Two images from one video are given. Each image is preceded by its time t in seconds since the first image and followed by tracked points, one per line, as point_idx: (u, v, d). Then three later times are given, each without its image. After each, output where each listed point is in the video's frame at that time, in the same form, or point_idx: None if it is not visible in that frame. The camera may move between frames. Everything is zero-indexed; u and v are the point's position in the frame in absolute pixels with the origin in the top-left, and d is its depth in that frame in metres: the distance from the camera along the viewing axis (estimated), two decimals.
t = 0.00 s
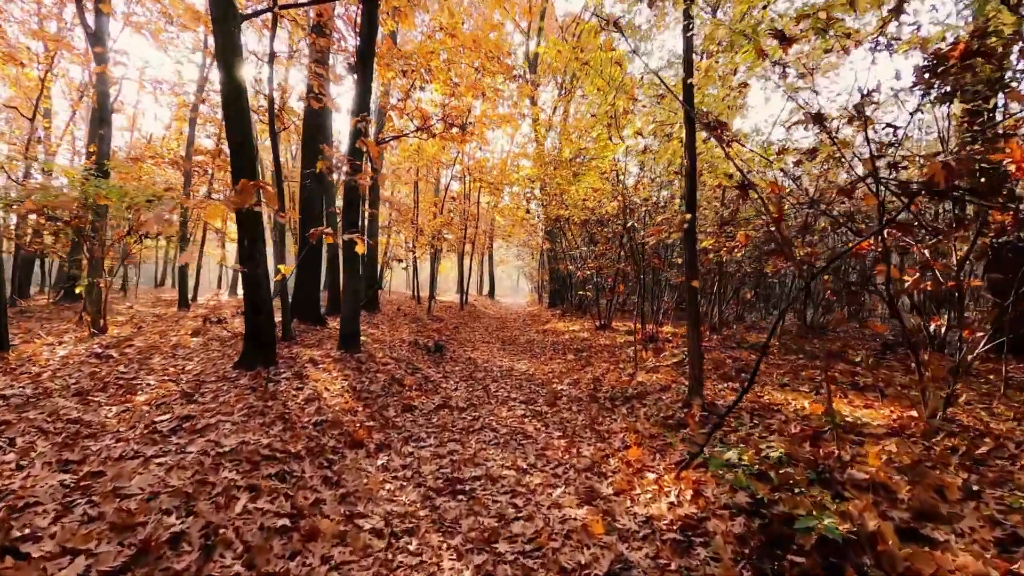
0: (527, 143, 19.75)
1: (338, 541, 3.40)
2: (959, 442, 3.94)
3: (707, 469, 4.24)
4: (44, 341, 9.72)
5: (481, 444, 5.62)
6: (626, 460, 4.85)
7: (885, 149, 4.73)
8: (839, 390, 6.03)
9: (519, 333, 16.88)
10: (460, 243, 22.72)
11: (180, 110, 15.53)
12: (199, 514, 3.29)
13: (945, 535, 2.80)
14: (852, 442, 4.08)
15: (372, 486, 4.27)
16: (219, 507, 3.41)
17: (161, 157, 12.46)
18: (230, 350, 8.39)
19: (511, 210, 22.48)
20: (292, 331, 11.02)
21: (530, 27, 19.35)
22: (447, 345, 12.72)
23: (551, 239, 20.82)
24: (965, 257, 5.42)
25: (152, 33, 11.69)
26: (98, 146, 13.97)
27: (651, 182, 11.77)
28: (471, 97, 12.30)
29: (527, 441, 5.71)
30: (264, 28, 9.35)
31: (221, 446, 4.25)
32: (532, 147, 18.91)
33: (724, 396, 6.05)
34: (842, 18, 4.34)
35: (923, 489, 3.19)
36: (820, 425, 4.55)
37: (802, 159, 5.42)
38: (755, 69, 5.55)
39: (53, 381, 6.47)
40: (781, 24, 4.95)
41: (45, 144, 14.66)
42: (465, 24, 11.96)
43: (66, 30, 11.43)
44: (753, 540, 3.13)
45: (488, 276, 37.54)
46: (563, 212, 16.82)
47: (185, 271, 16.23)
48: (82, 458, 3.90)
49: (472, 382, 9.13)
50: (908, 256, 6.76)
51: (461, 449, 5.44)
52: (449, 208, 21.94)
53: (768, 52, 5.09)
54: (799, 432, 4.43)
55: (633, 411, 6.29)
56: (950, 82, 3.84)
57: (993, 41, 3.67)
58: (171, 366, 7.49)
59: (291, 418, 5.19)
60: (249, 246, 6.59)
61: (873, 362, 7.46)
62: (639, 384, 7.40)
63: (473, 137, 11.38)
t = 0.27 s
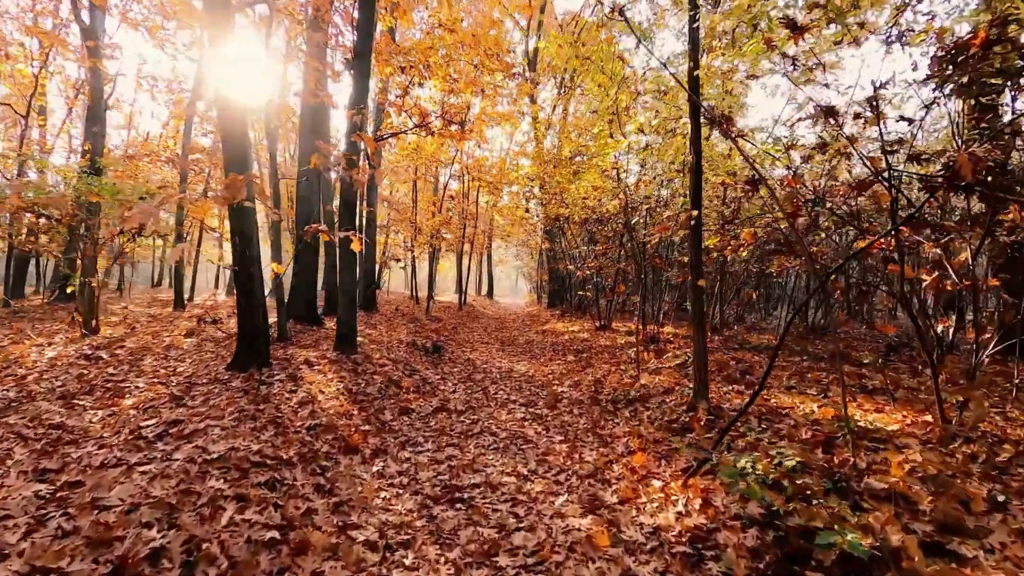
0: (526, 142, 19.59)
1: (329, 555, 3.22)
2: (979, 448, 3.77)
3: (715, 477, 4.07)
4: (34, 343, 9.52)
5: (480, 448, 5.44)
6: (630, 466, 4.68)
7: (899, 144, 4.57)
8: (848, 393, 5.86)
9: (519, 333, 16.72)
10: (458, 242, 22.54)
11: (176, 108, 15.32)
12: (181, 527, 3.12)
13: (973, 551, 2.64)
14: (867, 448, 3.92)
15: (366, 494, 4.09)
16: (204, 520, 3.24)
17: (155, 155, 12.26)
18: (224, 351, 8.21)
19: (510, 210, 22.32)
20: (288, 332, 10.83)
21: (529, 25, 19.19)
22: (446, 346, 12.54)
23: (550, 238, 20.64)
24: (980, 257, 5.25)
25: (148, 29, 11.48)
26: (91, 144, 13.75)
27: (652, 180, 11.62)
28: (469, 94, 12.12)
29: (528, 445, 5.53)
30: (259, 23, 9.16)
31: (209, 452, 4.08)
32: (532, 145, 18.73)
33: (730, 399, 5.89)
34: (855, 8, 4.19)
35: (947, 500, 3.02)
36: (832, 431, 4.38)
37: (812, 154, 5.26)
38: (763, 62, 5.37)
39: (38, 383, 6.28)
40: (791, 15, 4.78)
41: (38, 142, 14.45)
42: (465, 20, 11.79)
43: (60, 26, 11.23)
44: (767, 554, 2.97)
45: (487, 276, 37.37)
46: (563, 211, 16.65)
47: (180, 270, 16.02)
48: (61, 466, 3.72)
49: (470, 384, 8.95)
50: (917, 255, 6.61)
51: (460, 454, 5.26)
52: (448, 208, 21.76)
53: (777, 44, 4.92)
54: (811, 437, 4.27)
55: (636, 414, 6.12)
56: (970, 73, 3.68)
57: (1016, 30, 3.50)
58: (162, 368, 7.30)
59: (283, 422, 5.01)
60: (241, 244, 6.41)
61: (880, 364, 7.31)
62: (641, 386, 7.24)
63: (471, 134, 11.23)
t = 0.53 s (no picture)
0: (524, 140, 19.41)
1: (319, 570, 3.04)
2: (999, 455, 3.62)
3: (724, 484, 3.91)
4: (21, 343, 9.30)
5: (478, 453, 5.27)
6: (634, 473, 4.51)
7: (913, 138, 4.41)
8: (856, 395, 5.71)
9: (517, 333, 16.55)
10: (456, 241, 22.36)
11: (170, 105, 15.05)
12: (160, 542, 2.94)
13: (1004, 568, 2.48)
14: (882, 455, 3.76)
15: (359, 502, 3.91)
16: (185, 533, 3.06)
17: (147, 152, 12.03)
18: (215, 352, 8.01)
19: (508, 208, 22.14)
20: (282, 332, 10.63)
21: (528, 22, 19.02)
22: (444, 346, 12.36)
23: (549, 237, 20.46)
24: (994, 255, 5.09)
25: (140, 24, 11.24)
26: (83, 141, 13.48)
27: (653, 178, 11.47)
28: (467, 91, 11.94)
29: (528, 450, 5.36)
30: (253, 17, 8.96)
31: (194, 459, 3.89)
32: (530, 144, 18.56)
33: (736, 401, 5.72)
34: None
35: (972, 513, 2.86)
36: (844, 435, 4.22)
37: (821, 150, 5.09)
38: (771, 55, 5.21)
39: (22, 386, 6.08)
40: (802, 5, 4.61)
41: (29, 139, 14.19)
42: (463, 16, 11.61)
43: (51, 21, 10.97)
44: (783, 569, 2.80)
45: (485, 275, 37.17)
46: (562, 210, 16.49)
47: (173, 269, 15.80)
48: (36, 475, 3.54)
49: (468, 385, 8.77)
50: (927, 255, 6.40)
51: (457, 460, 5.08)
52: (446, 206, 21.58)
53: (786, 36, 4.76)
54: (822, 443, 4.11)
55: (639, 417, 5.95)
56: (991, 63, 3.52)
57: None
58: (151, 369, 7.10)
59: (274, 427, 4.82)
60: (233, 242, 6.22)
61: (886, 365, 7.16)
62: (643, 388, 7.07)
63: (469, 132, 11.05)
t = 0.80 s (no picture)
0: (522, 137, 19.22)
1: None
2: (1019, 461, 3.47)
3: (732, 491, 3.75)
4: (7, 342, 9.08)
5: (476, 457, 5.10)
6: (637, 478, 4.35)
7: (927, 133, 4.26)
8: (864, 396, 5.56)
9: (514, 332, 16.38)
10: (453, 239, 22.16)
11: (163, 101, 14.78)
12: (137, 558, 2.76)
13: None
14: (897, 460, 3.60)
15: (352, 511, 3.74)
16: (165, 547, 2.89)
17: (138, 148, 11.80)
18: (206, 352, 7.82)
19: (505, 206, 21.96)
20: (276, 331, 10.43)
21: (526, 18, 18.82)
22: (441, 345, 12.19)
23: (546, 235, 20.29)
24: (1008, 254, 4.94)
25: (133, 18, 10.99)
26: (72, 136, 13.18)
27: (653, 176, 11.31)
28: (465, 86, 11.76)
29: (527, 454, 5.19)
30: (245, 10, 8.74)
31: (178, 466, 3.71)
32: (528, 141, 18.38)
33: (741, 403, 5.57)
34: None
35: (998, 524, 2.71)
36: (856, 439, 4.07)
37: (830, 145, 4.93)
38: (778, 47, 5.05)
39: (3, 387, 5.88)
40: None
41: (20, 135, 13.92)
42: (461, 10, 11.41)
43: (40, 15, 10.69)
44: None
45: (482, 273, 36.96)
46: (560, 208, 16.32)
47: (166, 267, 15.56)
48: (9, 484, 3.35)
49: (465, 385, 8.60)
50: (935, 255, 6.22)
51: (454, 464, 4.91)
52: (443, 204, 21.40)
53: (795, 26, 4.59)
54: (833, 448, 3.96)
55: (641, 419, 5.80)
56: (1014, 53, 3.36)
57: None
58: (139, 369, 6.91)
59: (263, 431, 4.64)
60: (223, 240, 6.02)
61: (891, 365, 7.03)
62: (644, 389, 6.92)
63: (466, 128, 10.87)
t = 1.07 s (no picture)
0: (521, 134, 19.04)
1: None
2: None
3: (741, 498, 3.59)
4: None
5: (474, 461, 4.94)
6: (642, 484, 4.19)
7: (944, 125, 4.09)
8: (873, 398, 5.42)
9: (513, 330, 16.21)
10: (451, 236, 21.99)
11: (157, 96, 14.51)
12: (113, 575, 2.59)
13: None
14: (915, 467, 3.45)
15: (344, 519, 3.57)
16: (143, 562, 2.71)
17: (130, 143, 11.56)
18: (197, 351, 7.63)
19: (504, 204, 21.78)
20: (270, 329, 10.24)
21: (525, 14, 18.65)
22: (438, 343, 12.01)
23: (545, 233, 20.13)
24: None
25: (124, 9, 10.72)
26: (64, 131, 12.91)
27: (654, 173, 11.15)
28: (464, 81, 11.58)
29: (526, 458, 5.03)
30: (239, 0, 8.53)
31: (161, 472, 3.54)
32: (527, 138, 18.20)
33: (746, 405, 5.43)
34: None
35: None
36: (870, 444, 3.92)
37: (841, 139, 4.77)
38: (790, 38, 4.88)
39: None
40: None
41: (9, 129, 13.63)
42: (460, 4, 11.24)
43: (31, 8, 10.45)
44: None
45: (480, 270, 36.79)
46: (559, 205, 16.17)
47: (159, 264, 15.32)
48: None
49: (463, 385, 8.44)
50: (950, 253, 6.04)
51: (451, 468, 4.74)
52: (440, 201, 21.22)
53: (807, 14, 4.43)
54: (846, 452, 3.80)
55: (643, 421, 5.64)
56: None
57: None
58: (128, 369, 6.73)
59: (253, 434, 4.47)
60: (213, 237, 5.83)
61: (898, 366, 6.89)
62: (646, 390, 6.76)
63: (464, 123, 10.68)
